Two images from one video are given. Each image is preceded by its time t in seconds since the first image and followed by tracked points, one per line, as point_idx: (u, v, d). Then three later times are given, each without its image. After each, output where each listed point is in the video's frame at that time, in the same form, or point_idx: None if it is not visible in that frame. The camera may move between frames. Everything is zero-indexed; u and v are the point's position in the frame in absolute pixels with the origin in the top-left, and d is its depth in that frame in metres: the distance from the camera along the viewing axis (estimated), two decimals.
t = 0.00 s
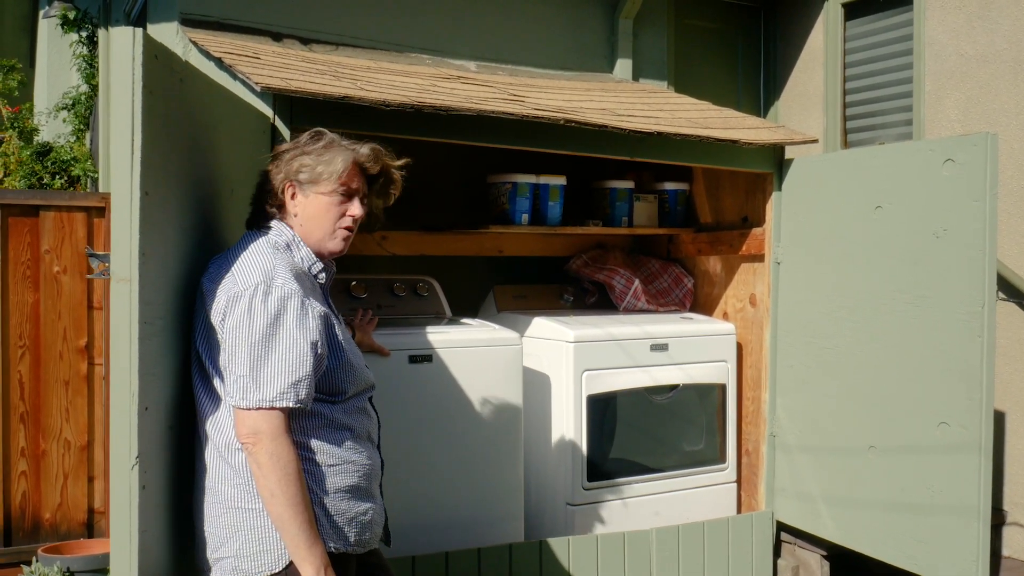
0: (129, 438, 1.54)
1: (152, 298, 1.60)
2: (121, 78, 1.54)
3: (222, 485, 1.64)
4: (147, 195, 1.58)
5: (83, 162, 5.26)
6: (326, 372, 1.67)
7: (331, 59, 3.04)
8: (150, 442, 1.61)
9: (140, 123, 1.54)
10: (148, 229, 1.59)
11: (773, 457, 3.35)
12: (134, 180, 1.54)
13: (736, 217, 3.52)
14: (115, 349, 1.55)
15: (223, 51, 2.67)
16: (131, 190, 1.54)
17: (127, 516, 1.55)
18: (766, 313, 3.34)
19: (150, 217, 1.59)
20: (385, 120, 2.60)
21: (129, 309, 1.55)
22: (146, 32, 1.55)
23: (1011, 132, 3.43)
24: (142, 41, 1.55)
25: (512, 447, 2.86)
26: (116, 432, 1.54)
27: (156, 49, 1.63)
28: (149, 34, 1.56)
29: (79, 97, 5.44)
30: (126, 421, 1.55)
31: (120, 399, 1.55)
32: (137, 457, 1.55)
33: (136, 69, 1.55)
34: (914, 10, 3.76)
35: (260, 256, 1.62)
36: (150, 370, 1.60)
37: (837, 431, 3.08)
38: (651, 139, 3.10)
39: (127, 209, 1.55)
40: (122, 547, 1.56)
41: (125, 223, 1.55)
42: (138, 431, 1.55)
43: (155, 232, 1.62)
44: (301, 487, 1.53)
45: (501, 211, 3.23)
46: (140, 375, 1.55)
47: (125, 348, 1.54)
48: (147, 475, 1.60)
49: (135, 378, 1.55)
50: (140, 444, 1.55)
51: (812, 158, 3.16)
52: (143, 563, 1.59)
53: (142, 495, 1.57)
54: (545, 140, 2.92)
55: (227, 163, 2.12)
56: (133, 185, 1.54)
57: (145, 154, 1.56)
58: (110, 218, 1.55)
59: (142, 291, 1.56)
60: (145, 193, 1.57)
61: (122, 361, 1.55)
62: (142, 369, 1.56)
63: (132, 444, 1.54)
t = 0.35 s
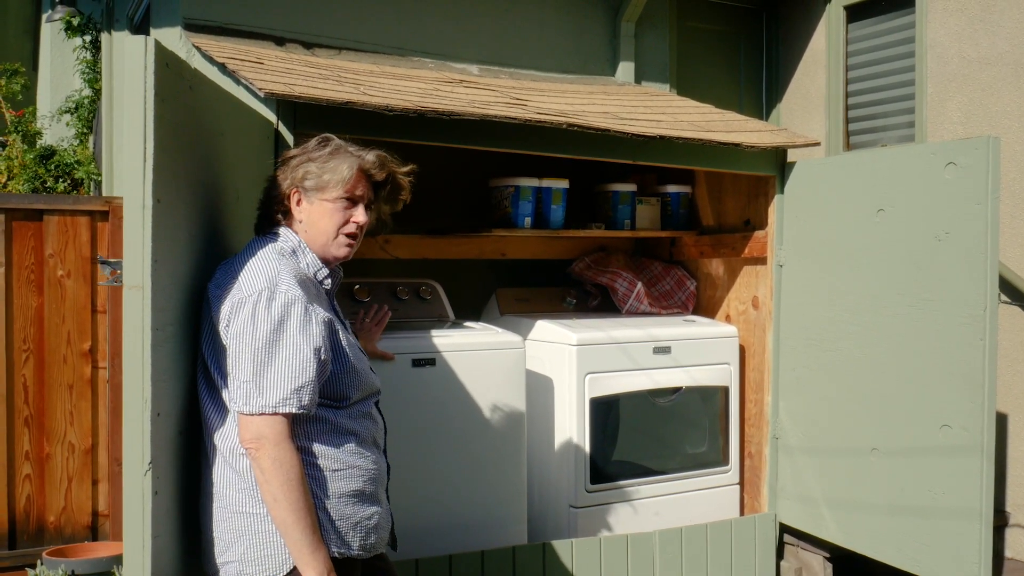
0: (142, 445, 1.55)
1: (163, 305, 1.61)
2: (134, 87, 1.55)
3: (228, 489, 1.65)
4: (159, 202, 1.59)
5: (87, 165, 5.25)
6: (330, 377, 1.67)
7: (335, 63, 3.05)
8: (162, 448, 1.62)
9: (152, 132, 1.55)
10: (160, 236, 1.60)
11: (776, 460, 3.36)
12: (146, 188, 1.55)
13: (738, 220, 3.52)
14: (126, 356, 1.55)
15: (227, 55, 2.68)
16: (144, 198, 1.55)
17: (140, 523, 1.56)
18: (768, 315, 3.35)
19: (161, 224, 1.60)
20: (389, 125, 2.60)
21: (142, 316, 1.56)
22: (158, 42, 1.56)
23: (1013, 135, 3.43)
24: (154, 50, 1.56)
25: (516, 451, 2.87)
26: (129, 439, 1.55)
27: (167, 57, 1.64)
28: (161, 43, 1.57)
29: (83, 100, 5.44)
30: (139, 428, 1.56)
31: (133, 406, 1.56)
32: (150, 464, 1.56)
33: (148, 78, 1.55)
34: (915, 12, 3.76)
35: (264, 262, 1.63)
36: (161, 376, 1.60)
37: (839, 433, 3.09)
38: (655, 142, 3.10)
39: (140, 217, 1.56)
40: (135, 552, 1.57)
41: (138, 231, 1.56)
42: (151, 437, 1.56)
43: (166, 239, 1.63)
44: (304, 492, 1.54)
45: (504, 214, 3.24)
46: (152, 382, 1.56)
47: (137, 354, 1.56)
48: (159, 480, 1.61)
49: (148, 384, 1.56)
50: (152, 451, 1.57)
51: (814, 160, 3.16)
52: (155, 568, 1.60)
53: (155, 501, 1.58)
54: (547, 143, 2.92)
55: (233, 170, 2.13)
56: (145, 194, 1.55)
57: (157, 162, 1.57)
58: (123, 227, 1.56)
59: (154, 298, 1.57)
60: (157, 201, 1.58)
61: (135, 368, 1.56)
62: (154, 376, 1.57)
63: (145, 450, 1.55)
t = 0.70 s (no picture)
0: (153, 442, 1.56)
1: (173, 303, 1.62)
2: (146, 86, 1.56)
3: (237, 487, 1.65)
4: (170, 201, 1.59)
5: (91, 164, 5.23)
6: (340, 375, 1.68)
7: (339, 62, 3.05)
8: (172, 446, 1.62)
9: (164, 131, 1.55)
10: (171, 235, 1.60)
11: (779, 458, 3.36)
12: (157, 187, 1.55)
13: (742, 218, 3.52)
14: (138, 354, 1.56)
15: (232, 54, 2.68)
16: (155, 197, 1.56)
17: (150, 520, 1.57)
18: (772, 314, 3.35)
19: (172, 222, 1.61)
20: (394, 124, 2.61)
21: (153, 315, 1.56)
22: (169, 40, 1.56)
23: (1018, 133, 3.43)
24: (165, 49, 1.56)
25: (520, 449, 2.87)
26: (140, 437, 1.56)
27: (177, 56, 1.64)
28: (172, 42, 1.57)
29: (86, 100, 5.39)
30: (150, 426, 1.56)
31: (144, 404, 1.56)
32: (161, 461, 1.57)
33: (159, 77, 1.56)
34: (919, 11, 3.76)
35: (275, 260, 1.64)
36: (172, 374, 1.61)
37: (843, 432, 3.09)
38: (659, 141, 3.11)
39: (152, 216, 1.56)
40: (145, 550, 1.58)
41: (150, 229, 1.56)
42: (162, 434, 1.57)
43: (177, 237, 1.63)
44: (315, 489, 1.54)
45: (508, 213, 3.24)
46: (163, 379, 1.57)
47: (148, 352, 1.56)
48: (170, 478, 1.61)
49: (159, 382, 1.57)
50: (163, 448, 1.57)
51: (818, 159, 3.16)
52: (165, 566, 1.61)
53: (165, 498, 1.59)
54: (551, 142, 2.93)
55: (241, 168, 2.13)
56: (157, 192, 1.56)
57: (168, 161, 1.57)
58: (134, 225, 1.57)
59: (165, 296, 1.58)
60: (168, 199, 1.59)
61: (146, 365, 1.57)
62: (165, 374, 1.57)
63: (156, 448, 1.56)
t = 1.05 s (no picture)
0: (155, 442, 1.56)
1: (176, 303, 1.61)
2: (149, 86, 1.56)
3: (239, 486, 1.65)
4: (174, 200, 1.59)
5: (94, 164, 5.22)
6: (343, 374, 1.68)
7: (342, 62, 3.05)
8: (175, 445, 1.62)
9: (167, 130, 1.55)
10: (174, 234, 1.60)
11: (782, 458, 3.35)
12: (160, 186, 1.55)
13: (745, 218, 3.52)
14: (141, 353, 1.56)
15: (235, 54, 2.68)
16: (159, 197, 1.56)
17: (153, 520, 1.57)
18: (774, 314, 3.35)
19: (176, 222, 1.61)
20: (396, 123, 2.61)
21: (156, 314, 1.57)
22: (172, 40, 1.56)
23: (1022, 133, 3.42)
24: (168, 49, 1.56)
25: (522, 449, 2.87)
26: (143, 436, 1.56)
27: (180, 56, 1.64)
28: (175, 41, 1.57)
29: (89, 99, 5.42)
30: (153, 426, 1.56)
31: (147, 404, 1.56)
32: (164, 460, 1.57)
33: (162, 76, 1.56)
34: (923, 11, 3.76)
35: (277, 259, 1.63)
36: (175, 373, 1.61)
37: (845, 433, 3.08)
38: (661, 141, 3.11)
39: (155, 215, 1.56)
40: (148, 549, 1.58)
41: (153, 229, 1.56)
42: (165, 434, 1.57)
43: (180, 237, 1.63)
44: (318, 489, 1.54)
45: (511, 213, 3.24)
46: (166, 379, 1.57)
47: (151, 350, 1.56)
48: (173, 478, 1.62)
49: (162, 381, 1.57)
50: (166, 448, 1.57)
51: (821, 159, 3.16)
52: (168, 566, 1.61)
53: (168, 497, 1.59)
54: (554, 142, 2.92)
55: (244, 168, 2.13)
56: (160, 192, 1.56)
57: (171, 160, 1.57)
58: (137, 225, 1.57)
59: (168, 295, 1.58)
60: (171, 199, 1.58)
61: (149, 365, 1.57)
62: (167, 373, 1.57)
63: (158, 447, 1.56)
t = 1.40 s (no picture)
0: (153, 440, 1.56)
1: (174, 300, 1.61)
2: (148, 83, 1.55)
3: (238, 484, 1.65)
4: (172, 198, 1.59)
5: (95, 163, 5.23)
6: (342, 372, 1.68)
7: (342, 61, 3.05)
8: (174, 443, 1.62)
9: (165, 127, 1.55)
10: (173, 232, 1.60)
11: (783, 457, 3.35)
12: (159, 184, 1.55)
13: (745, 217, 3.52)
14: (139, 351, 1.56)
15: (235, 52, 2.69)
16: (157, 194, 1.56)
17: (151, 518, 1.56)
18: (775, 313, 3.34)
19: (174, 219, 1.61)
20: (396, 122, 2.61)
21: (154, 311, 1.56)
22: (170, 37, 1.56)
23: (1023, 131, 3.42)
24: (167, 46, 1.56)
25: (522, 447, 2.86)
26: (141, 434, 1.56)
27: (179, 53, 1.64)
28: (173, 38, 1.57)
29: (90, 98, 5.44)
30: (151, 423, 1.56)
31: (145, 402, 1.56)
32: (162, 458, 1.56)
33: (160, 74, 1.56)
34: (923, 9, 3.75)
35: (276, 257, 1.63)
36: (173, 371, 1.61)
37: (846, 431, 3.08)
38: (661, 139, 3.10)
39: (153, 213, 1.56)
40: (146, 547, 1.58)
41: (151, 227, 1.56)
42: (163, 432, 1.56)
43: (179, 234, 1.63)
44: (317, 487, 1.54)
45: (511, 211, 3.24)
46: (164, 377, 1.57)
47: (149, 348, 1.56)
48: (171, 476, 1.61)
49: (160, 379, 1.56)
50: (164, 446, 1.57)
51: (821, 157, 3.15)
52: (167, 564, 1.60)
53: (166, 495, 1.59)
54: (554, 140, 2.92)
55: (243, 166, 2.13)
56: (158, 190, 1.55)
57: (170, 158, 1.57)
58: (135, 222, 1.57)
59: (167, 293, 1.58)
60: (170, 196, 1.58)
61: (147, 363, 1.56)
62: (165, 371, 1.57)
63: (156, 445, 1.56)
